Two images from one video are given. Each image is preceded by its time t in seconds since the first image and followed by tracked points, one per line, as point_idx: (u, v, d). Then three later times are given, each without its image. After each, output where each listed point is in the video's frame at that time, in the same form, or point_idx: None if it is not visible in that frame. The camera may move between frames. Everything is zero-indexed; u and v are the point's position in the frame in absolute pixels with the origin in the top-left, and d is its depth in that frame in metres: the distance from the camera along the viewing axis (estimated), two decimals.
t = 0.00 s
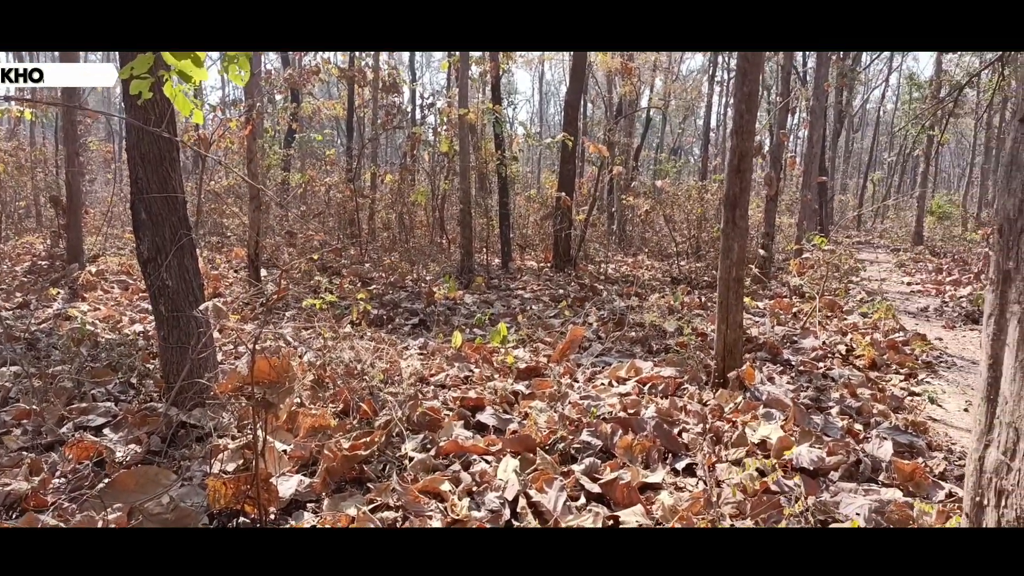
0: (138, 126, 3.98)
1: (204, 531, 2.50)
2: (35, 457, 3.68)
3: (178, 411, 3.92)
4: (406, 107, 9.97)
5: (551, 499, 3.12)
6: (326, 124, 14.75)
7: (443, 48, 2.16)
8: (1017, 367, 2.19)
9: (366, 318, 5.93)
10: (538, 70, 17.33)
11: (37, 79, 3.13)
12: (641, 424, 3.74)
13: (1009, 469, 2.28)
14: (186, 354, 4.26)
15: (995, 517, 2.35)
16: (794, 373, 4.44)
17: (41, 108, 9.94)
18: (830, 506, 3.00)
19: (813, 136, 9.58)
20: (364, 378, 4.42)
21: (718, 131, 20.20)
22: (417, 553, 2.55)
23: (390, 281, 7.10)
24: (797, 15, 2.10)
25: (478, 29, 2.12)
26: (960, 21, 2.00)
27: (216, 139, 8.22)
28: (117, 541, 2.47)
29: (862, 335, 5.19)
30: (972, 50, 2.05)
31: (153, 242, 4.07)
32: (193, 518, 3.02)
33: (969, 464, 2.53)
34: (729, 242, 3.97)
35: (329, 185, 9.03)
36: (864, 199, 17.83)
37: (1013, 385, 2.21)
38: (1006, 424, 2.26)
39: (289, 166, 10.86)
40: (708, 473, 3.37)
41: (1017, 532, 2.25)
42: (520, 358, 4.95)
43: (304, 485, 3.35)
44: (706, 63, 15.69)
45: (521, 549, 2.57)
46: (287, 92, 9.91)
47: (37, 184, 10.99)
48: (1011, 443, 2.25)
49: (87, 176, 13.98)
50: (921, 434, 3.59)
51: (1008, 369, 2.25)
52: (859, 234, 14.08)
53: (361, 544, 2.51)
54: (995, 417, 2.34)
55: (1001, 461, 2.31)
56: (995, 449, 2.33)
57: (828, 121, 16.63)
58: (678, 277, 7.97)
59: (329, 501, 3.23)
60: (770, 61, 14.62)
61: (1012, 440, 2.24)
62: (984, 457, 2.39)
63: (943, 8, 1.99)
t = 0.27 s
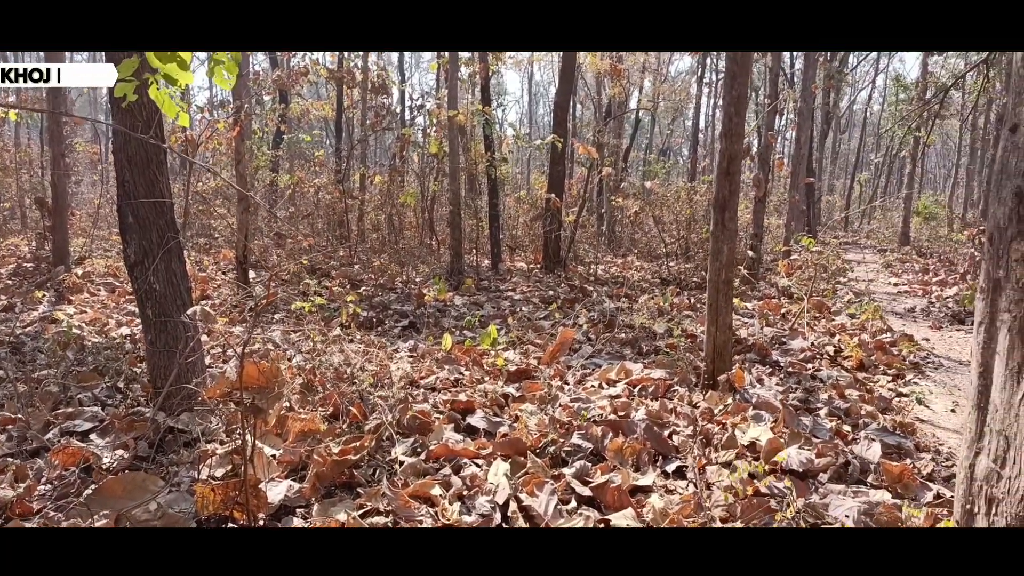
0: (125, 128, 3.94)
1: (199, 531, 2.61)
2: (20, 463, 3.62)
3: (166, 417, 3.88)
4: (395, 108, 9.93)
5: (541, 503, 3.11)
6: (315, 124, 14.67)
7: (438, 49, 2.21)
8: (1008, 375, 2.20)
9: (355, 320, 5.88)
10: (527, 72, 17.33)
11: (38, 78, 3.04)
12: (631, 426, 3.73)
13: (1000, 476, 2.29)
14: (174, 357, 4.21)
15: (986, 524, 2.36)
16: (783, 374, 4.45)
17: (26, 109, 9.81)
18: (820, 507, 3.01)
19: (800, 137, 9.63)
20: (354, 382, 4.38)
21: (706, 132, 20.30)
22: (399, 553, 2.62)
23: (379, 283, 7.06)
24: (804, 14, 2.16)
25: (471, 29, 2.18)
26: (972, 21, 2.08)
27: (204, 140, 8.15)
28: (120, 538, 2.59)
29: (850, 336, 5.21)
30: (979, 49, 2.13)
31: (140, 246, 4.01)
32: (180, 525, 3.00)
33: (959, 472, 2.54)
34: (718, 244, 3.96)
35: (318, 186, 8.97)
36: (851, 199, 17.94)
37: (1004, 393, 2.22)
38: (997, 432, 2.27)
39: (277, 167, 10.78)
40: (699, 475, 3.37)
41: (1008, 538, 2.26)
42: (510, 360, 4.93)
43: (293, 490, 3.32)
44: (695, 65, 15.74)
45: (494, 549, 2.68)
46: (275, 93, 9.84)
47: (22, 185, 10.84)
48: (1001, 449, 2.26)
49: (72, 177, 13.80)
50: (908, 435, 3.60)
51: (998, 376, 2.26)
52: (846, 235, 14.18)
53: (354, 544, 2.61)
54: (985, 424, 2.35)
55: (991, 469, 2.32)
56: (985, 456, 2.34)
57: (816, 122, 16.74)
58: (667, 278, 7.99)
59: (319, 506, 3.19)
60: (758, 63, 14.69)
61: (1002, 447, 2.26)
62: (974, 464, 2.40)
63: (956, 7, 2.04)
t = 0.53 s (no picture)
0: (99, 131, 3.85)
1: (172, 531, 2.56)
2: None
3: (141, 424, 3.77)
4: (373, 110, 9.86)
5: (522, 506, 3.09)
6: (292, 126, 14.52)
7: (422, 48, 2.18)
8: (981, 380, 2.21)
9: (333, 323, 5.81)
10: (506, 73, 17.33)
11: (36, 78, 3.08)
12: (611, 429, 3.73)
13: (974, 479, 2.30)
14: (149, 364, 4.13)
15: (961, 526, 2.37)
16: (760, 375, 4.49)
17: None
18: (798, 507, 3.03)
19: (776, 140, 9.75)
20: (332, 387, 4.31)
21: (683, 135, 20.50)
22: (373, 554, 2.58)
23: (358, 286, 6.98)
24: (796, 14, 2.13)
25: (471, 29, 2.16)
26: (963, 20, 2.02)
27: (179, 142, 8.01)
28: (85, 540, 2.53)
29: (826, 336, 5.28)
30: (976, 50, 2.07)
31: (114, 250, 3.90)
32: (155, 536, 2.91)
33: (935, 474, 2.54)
34: (696, 246, 3.95)
35: (295, 188, 8.86)
36: (825, 201, 18.22)
37: (977, 397, 2.22)
38: (970, 435, 2.28)
39: (254, 169, 10.64)
40: (678, 477, 3.37)
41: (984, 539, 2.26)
42: (490, 363, 4.90)
43: (270, 497, 3.25)
44: (673, 68, 15.86)
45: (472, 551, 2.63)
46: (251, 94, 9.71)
47: None
48: (975, 452, 2.27)
49: (42, 179, 13.47)
50: (883, 435, 3.65)
51: (970, 381, 2.27)
52: (821, 237, 14.39)
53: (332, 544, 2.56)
54: (958, 428, 2.36)
55: (965, 471, 2.32)
56: (960, 458, 2.34)
57: (790, 126, 16.99)
58: (646, 280, 8.03)
59: (297, 512, 3.13)
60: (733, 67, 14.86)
61: (976, 450, 2.26)
62: (949, 466, 2.41)
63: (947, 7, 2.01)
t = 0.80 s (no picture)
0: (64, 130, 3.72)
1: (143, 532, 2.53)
2: None
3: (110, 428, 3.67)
4: (345, 110, 9.75)
5: (499, 506, 3.08)
6: (261, 126, 14.29)
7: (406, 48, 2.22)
8: (951, 375, 2.26)
9: (305, 326, 5.72)
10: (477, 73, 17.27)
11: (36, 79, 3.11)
12: (586, 427, 3.74)
13: (944, 471, 2.34)
14: (118, 368, 3.99)
15: (932, 518, 2.40)
16: (732, 372, 4.55)
17: None
18: (771, 502, 3.07)
19: (745, 141, 9.90)
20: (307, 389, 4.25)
21: (655, 136, 20.70)
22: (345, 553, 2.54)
23: (330, 287, 6.90)
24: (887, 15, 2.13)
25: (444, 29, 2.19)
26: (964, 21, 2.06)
27: (146, 142, 7.82)
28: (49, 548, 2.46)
29: (795, 334, 5.37)
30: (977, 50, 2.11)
31: (81, 252, 3.79)
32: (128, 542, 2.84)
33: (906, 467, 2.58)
34: (669, 246, 3.96)
35: (265, 189, 8.72)
36: (793, 200, 18.55)
37: (948, 391, 2.27)
38: (940, 428, 2.33)
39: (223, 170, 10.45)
40: (653, 474, 3.40)
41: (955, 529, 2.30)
42: (465, 363, 4.87)
43: (245, 501, 3.18)
44: (644, 69, 15.97)
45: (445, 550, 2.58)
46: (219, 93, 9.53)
47: None
48: (944, 445, 2.31)
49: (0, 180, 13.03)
50: (852, 430, 3.72)
51: (940, 375, 2.31)
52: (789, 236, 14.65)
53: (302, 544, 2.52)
54: (928, 421, 2.40)
55: (936, 463, 2.36)
56: (930, 450, 2.39)
57: (759, 127, 17.28)
58: (619, 280, 8.08)
59: (272, 516, 3.08)
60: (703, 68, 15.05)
61: (946, 443, 2.31)
62: (920, 459, 2.45)
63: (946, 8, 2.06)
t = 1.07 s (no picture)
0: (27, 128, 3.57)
1: (120, 531, 2.47)
2: None
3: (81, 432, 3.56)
4: (316, 110, 9.64)
5: (476, 505, 3.08)
6: (229, 126, 14.05)
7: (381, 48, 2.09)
8: (918, 368, 2.32)
9: (277, 327, 5.63)
10: (450, 73, 17.21)
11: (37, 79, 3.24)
12: (562, 426, 3.74)
13: (912, 461, 2.37)
14: (87, 372, 3.89)
15: (900, 508, 2.44)
16: (704, 370, 4.60)
17: None
18: (743, 497, 3.12)
19: (715, 141, 10.03)
20: (280, 391, 4.18)
21: (627, 136, 20.86)
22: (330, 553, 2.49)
23: (303, 288, 6.80)
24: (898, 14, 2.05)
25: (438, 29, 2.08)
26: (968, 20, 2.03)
27: (111, 142, 7.62)
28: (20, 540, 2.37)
29: (765, 331, 5.45)
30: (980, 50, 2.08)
31: (48, 254, 3.68)
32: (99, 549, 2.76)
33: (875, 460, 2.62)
34: (642, 246, 3.97)
35: (235, 189, 8.56)
36: (762, 200, 18.85)
37: (915, 383, 2.32)
38: (908, 420, 2.38)
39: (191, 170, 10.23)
40: (628, 471, 3.42)
41: (922, 518, 2.34)
42: (440, 363, 4.83)
43: (219, 504, 3.12)
44: (616, 70, 16.07)
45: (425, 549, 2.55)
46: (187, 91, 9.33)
47: None
48: (912, 437, 2.36)
49: None
50: (821, 425, 3.78)
51: (908, 369, 2.37)
52: (759, 235, 14.90)
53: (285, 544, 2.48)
54: (897, 414, 2.45)
55: (904, 455, 2.40)
56: (899, 442, 2.43)
57: (729, 127, 17.52)
58: (592, 279, 8.13)
59: (247, 520, 3.02)
60: (674, 69, 15.20)
61: (914, 434, 2.35)
62: (888, 451, 2.49)
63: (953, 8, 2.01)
